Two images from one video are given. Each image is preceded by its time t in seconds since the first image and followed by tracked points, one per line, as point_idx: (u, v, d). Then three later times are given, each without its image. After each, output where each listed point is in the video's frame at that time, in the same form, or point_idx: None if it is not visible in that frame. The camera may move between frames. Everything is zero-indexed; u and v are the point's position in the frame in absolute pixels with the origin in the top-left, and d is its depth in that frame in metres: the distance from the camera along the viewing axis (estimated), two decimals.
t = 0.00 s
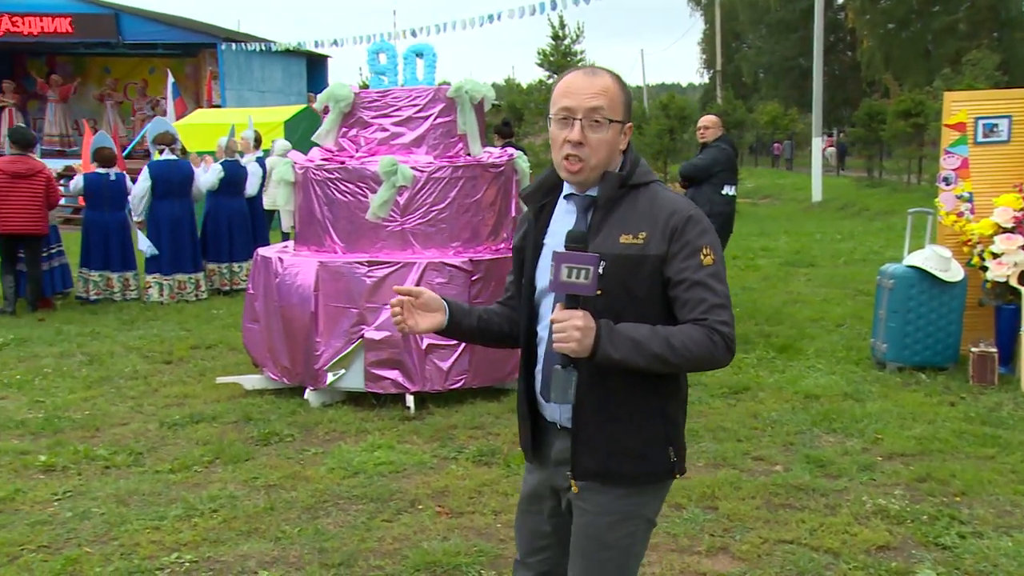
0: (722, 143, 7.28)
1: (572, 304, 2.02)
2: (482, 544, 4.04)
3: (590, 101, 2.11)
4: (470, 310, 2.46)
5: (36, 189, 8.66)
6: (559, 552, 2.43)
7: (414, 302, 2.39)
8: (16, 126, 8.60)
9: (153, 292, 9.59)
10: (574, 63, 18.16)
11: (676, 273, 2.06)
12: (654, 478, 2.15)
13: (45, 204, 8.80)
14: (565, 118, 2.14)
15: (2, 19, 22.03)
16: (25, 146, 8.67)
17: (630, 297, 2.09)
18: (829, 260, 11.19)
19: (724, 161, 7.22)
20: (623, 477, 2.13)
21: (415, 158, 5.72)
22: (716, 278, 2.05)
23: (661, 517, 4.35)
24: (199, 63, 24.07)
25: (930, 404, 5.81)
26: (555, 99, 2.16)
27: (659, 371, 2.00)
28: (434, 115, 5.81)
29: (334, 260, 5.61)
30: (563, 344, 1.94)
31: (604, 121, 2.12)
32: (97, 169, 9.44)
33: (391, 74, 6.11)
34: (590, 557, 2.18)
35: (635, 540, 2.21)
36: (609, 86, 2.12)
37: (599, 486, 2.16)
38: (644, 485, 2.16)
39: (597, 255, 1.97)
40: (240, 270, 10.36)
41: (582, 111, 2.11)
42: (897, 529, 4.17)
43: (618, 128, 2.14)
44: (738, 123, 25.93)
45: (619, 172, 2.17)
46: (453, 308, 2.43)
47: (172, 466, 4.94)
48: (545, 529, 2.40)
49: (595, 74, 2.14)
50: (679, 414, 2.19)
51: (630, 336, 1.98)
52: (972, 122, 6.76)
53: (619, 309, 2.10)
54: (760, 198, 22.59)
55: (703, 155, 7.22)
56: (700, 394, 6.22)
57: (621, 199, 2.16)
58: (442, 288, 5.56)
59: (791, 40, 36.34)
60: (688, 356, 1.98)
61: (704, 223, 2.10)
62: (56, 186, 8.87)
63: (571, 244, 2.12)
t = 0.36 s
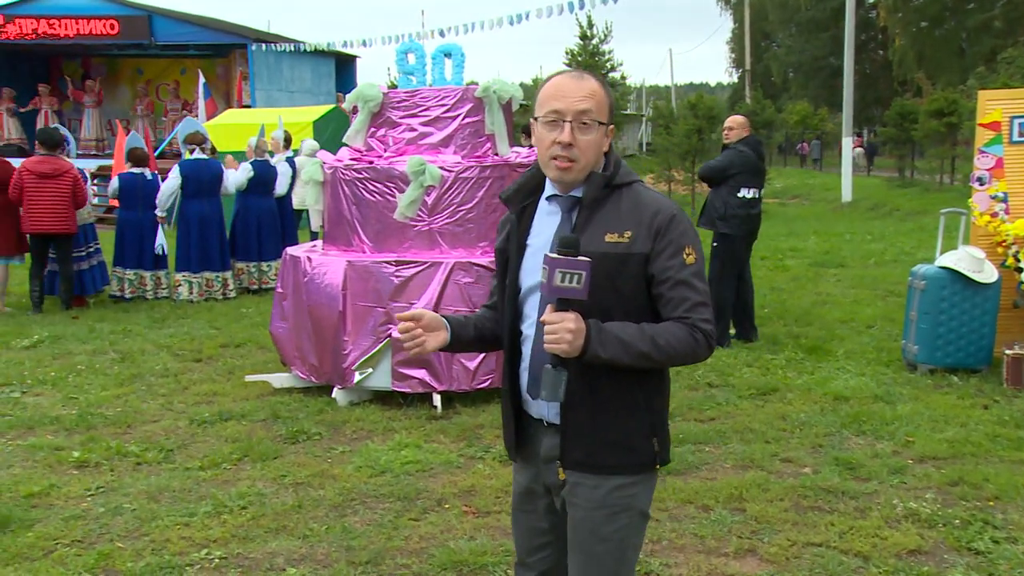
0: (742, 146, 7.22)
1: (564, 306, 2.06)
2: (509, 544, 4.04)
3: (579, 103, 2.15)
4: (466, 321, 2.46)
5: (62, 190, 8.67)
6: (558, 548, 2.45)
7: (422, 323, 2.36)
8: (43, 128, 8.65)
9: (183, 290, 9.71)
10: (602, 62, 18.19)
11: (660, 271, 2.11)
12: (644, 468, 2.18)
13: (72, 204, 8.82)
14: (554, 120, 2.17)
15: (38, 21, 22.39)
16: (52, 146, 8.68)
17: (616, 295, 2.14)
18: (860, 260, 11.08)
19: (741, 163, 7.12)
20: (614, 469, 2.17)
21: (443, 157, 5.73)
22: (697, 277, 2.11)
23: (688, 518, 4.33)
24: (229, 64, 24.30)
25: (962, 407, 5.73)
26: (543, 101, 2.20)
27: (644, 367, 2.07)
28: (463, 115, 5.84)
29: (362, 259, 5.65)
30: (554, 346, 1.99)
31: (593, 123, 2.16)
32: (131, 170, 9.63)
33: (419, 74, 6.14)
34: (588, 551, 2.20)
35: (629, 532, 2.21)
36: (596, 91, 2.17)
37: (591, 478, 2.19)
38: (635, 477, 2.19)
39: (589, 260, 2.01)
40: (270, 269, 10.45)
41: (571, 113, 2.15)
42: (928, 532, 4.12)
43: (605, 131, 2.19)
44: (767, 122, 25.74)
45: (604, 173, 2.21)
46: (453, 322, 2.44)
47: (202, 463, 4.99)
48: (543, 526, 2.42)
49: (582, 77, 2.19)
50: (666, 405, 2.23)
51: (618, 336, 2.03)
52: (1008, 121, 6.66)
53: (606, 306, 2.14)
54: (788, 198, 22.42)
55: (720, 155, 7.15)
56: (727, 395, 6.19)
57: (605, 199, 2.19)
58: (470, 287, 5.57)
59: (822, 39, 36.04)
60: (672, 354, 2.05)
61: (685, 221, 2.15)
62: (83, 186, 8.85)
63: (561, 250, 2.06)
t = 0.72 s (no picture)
0: (762, 147, 7.16)
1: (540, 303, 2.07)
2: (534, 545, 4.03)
3: (549, 112, 2.16)
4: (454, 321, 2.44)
5: (84, 189, 8.72)
6: (558, 540, 2.45)
7: (415, 325, 2.33)
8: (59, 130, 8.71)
9: (210, 288, 9.79)
10: (629, 62, 18.13)
11: (635, 267, 2.13)
12: (627, 459, 2.21)
13: (94, 202, 8.90)
14: (527, 129, 2.19)
15: (71, 23, 22.71)
16: (71, 147, 8.76)
17: (593, 291, 2.16)
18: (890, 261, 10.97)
19: (761, 164, 7.07)
20: (600, 461, 2.19)
21: (470, 157, 5.73)
22: (672, 272, 2.14)
23: (714, 520, 4.30)
24: (258, 65, 24.50)
25: (994, 410, 5.65)
26: (514, 111, 2.21)
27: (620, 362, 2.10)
28: (489, 115, 5.84)
29: (388, 258, 5.69)
30: (530, 342, 2.03)
31: (565, 130, 2.18)
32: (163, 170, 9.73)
33: (446, 74, 6.17)
34: (582, 545, 2.21)
35: (620, 525, 2.22)
36: (567, 97, 2.18)
37: (581, 471, 2.19)
38: (619, 468, 2.21)
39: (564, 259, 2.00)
40: (297, 268, 10.52)
41: (543, 122, 2.16)
42: (959, 537, 4.06)
43: (577, 136, 2.21)
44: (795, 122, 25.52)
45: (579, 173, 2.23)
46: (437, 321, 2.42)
47: (229, 461, 5.03)
48: (542, 517, 2.41)
49: (552, 84, 2.20)
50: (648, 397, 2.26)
51: (593, 331, 2.06)
52: None
53: (583, 302, 2.17)
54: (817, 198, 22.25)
55: (740, 157, 7.13)
56: (754, 396, 6.14)
57: (580, 198, 2.22)
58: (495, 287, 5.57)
59: (851, 38, 35.71)
60: (647, 348, 2.08)
61: (660, 218, 2.18)
62: (104, 184, 8.89)
63: (536, 247, 2.06)
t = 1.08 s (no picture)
0: (785, 147, 7.06)
1: (539, 305, 2.09)
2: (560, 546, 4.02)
3: (542, 116, 2.19)
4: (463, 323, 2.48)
5: (109, 187, 8.82)
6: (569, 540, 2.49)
7: (460, 350, 2.41)
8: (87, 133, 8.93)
9: (239, 287, 9.90)
10: (656, 62, 18.06)
11: (634, 264, 2.15)
12: (627, 455, 2.23)
13: (119, 202, 8.96)
14: (520, 133, 2.22)
15: (104, 25, 23.01)
16: (96, 147, 8.89)
17: (592, 289, 2.18)
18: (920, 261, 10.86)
19: (783, 164, 7.00)
20: (599, 457, 2.21)
21: (497, 156, 5.72)
22: (673, 268, 2.15)
23: (741, 521, 4.28)
24: (286, 65, 24.68)
25: None
26: (508, 117, 2.25)
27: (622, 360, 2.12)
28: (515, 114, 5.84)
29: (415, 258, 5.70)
30: (530, 344, 2.05)
31: (558, 133, 2.20)
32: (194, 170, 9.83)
33: (473, 73, 6.20)
34: (550, 532, 2.22)
35: (596, 518, 2.24)
36: (559, 100, 2.20)
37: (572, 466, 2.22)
38: (610, 463, 2.22)
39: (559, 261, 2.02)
40: (325, 266, 10.59)
41: (535, 126, 2.19)
42: (991, 541, 4.01)
43: (572, 138, 2.22)
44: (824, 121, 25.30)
45: (576, 173, 2.25)
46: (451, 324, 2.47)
47: (257, 459, 5.07)
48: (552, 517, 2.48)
49: (545, 89, 2.22)
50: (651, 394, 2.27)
51: (592, 331, 2.09)
52: None
53: (582, 301, 2.19)
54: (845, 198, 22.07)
55: (763, 157, 7.09)
56: (781, 397, 6.10)
57: (579, 198, 2.24)
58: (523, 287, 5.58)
59: (881, 36, 35.34)
60: (647, 346, 2.10)
61: (658, 215, 2.19)
62: (129, 183, 8.99)
63: (534, 252, 2.09)
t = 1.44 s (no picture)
0: (827, 143, 6.98)
1: (544, 305, 2.07)
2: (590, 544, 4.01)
3: (550, 104, 2.21)
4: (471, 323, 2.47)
5: (143, 184, 8.91)
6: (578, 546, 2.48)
7: (446, 329, 2.39)
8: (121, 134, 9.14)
9: (271, 285, 9.99)
10: (688, 59, 17.93)
11: (640, 264, 2.12)
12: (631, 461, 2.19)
13: (153, 199, 9.06)
14: (528, 120, 2.25)
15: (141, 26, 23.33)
16: (129, 145, 9.02)
17: (596, 289, 2.17)
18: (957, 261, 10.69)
19: (824, 161, 6.93)
20: (601, 462, 2.19)
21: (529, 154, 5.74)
22: (680, 268, 2.12)
23: (773, 522, 4.24)
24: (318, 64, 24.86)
25: None
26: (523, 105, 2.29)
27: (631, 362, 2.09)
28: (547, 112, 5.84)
29: (447, 256, 5.72)
30: (534, 346, 2.05)
31: (563, 123, 2.22)
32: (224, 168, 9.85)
33: (504, 72, 6.20)
34: (549, 540, 2.22)
35: (597, 527, 2.23)
36: (571, 92, 2.22)
37: (574, 472, 2.21)
38: (610, 471, 2.20)
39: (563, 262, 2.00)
40: (357, 264, 10.66)
41: (542, 113, 2.22)
42: None
43: (579, 131, 2.23)
44: (859, 118, 24.98)
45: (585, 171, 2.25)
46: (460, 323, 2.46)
47: (289, 454, 5.12)
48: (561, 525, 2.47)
49: (560, 81, 2.26)
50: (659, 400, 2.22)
51: (599, 332, 2.07)
52: None
53: (586, 301, 2.18)
54: (879, 196, 21.80)
55: (806, 153, 7.01)
56: (813, 397, 6.04)
57: (586, 196, 2.23)
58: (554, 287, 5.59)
59: (917, 32, 34.88)
60: (655, 347, 2.06)
61: (665, 215, 2.17)
62: (163, 180, 9.07)
63: (536, 251, 2.08)
